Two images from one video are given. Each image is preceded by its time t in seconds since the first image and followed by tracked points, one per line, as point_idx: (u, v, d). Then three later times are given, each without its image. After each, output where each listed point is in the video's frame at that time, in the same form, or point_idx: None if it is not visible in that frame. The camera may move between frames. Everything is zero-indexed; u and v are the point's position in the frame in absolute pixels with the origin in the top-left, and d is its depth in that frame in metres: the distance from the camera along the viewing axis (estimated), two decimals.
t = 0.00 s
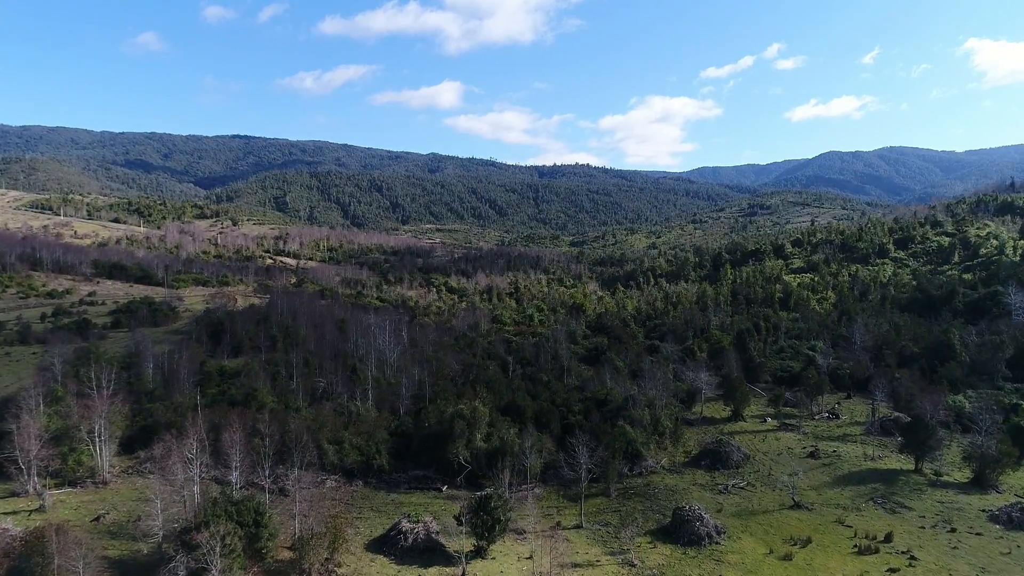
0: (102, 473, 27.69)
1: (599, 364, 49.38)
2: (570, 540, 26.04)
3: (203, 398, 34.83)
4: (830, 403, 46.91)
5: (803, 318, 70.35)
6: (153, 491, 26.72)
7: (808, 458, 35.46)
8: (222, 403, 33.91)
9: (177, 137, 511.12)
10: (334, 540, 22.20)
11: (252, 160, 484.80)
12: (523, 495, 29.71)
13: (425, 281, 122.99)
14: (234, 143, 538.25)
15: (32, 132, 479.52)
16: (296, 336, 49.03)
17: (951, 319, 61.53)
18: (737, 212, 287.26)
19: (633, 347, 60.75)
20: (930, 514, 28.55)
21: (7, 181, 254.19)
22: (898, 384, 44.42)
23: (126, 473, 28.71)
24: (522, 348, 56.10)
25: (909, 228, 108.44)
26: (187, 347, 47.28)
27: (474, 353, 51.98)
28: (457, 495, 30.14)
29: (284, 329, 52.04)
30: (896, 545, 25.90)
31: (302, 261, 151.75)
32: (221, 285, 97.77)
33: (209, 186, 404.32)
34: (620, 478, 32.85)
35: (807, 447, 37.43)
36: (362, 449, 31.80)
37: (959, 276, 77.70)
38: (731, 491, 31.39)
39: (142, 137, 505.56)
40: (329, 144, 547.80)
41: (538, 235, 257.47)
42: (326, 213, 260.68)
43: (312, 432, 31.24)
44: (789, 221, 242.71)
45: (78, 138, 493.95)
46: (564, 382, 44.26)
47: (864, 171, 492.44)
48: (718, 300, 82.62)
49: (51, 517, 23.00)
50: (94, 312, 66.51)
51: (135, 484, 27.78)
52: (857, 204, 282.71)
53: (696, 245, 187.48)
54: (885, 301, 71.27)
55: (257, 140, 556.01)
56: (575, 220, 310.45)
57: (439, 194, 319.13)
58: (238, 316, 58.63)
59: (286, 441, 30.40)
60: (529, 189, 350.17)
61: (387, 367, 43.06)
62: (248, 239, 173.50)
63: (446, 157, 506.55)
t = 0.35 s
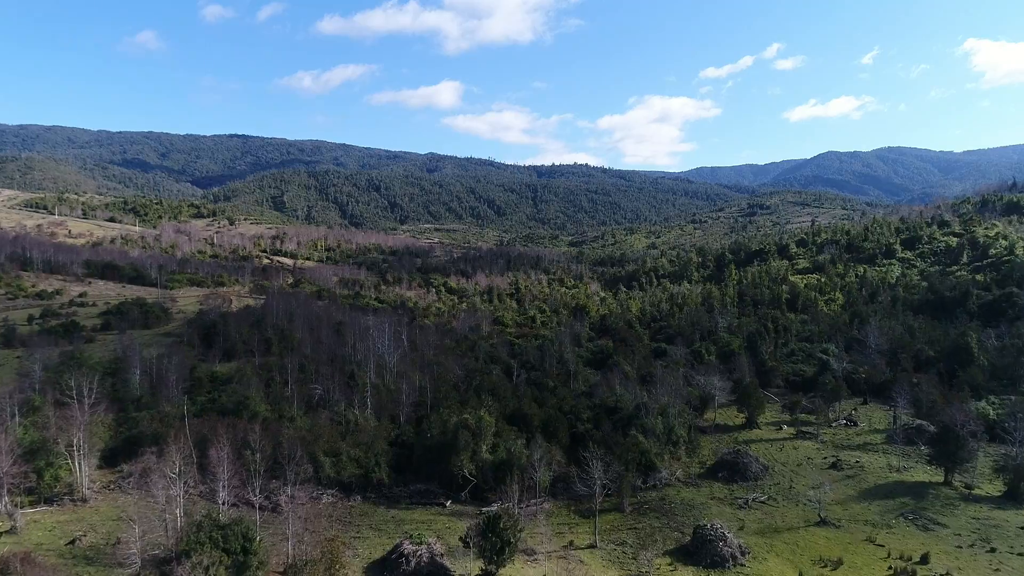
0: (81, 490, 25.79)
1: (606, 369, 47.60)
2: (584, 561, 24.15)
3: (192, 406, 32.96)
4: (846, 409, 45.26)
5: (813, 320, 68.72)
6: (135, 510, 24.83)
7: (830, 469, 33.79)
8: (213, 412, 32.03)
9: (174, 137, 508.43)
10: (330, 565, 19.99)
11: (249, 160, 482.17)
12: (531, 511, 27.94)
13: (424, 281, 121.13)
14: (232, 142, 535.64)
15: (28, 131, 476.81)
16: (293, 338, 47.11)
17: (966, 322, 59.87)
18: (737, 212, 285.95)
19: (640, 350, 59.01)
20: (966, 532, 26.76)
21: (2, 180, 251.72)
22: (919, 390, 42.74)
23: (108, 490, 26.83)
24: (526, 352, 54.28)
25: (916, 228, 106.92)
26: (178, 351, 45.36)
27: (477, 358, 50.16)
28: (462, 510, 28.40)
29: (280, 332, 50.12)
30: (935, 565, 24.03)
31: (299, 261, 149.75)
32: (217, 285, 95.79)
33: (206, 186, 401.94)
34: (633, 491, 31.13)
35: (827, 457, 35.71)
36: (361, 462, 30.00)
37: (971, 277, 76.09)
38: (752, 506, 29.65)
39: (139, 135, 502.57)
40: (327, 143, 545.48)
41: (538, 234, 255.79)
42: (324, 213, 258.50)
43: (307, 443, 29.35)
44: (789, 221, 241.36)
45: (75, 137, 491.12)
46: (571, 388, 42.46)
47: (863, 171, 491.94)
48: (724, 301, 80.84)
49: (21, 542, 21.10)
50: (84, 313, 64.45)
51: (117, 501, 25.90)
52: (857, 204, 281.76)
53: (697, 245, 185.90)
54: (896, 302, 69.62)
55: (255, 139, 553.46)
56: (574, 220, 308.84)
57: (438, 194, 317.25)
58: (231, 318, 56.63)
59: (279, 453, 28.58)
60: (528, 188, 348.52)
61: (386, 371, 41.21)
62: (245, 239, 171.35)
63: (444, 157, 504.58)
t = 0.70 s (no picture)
0: (57, 510, 23.84)
1: (615, 375, 45.75)
2: None
3: (180, 417, 31.01)
4: (866, 417, 43.51)
5: (823, 322, 67.07)
6: (115, 531, 22.89)
7: (856, 482, 32.00)
8: (202, 423, 30.09)
9: (171, 136, 505.56)
10: None
11: (247, 159, 479.66)
12: (542, 532, 26.03)
13: (424, 281, 119.22)
14: (230, 141, 532.82)
15: (25, 130, 474.26)
16: (288, 342, 45.19)
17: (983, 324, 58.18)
18: (737, 212, 284.50)
19: (647, 354, 57.23)
20: (1010, 552, 24.89)
21: None
22: (942, 397, 40.98)
23: (87, 509, 24.87)
24: (530, 356, 52.43)
25: (923, 228, 105.37)
26: (168, 356, 43.38)
27: (480, 363, 48.30)
28: (468, 529, 26.52)
29: (276, 336, 48.19)
30: None
31: (297, 261, 147.77)
32: (212, 286, 93.80)
33: (203, 185, 399.30)
34: (650, 508, 29.31)
35: (851, 469, 33.93)
36: (360, 477, 28.11)
37: (982, 278, 74.52)
38: (777, 523, 27.85)
39: (137, 135, 499.65)
40: (325, 143, 543.13)
41: (537, 234, 254.09)
42: (322, 213, 256.41)
43: (302, 457, 27.41)
44: (791, 221, 239.99)
45: (72, 136, 487.85)
46: (580, 395, 40.64)
47: (862, 171, 491.34)
48: (731, 302, 79.10)
49: None
50: (73, 315, 62.40)
51: (97, 522, 23.95)
52: (858, 204, 280.58)
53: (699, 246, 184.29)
54: (909, 304, 67.90)
55: (253, 138, 550.62)
56: (574, 220, 307.11)
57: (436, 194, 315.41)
58: (225, 320, 54.65)
59: (273, 468, 26.67)
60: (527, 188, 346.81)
61: (386, 377, 39.26)
62: (241, 238, 169.19)
63: (443, 157, 502.55)
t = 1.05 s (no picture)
0: (31, 534, 21.93)
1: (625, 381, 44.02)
2: None
3: (169, 428, 29.18)
4: (886, 425, 41.81)
5: (835, 325, 65.41)
6: (92, 558, 20.99)
7: (885, 497, 30.27)
8: (191, 435, 28.25)
9: (169, 135, 502.81)
10: None
11: (246, 159, 477.39)
12: (556, 554, 24.23)
13: (424, 282, 117.36)
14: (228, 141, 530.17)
15: (22, 129, 471.44)
16: (285, 347, 43.34)
17: (1001, 327, 56.54)
18: (738, 212, 283.04)
19: (656, 359, 55.47)
20: None
21: None
22: (968, 405, 39.28)
23: (64, 531, 22.97)
24: (536, 360, 50.57)
25: (931, 228, 103.76)
26: (159, 362, 41.50)
27: (484, 368, 46.48)
28: (475, 551, 24.69)
29: (272, 340, 46.33)
30: None
31: (294, 261, 145.84)
32: (208, 288, 91.89)
33: (201, 185, 396.81)
34: (669, 526, 27.54)
35: (878, 482, 32.20)
36: (359, 493, 26.28)
37: (995, 279, 72.94)
38: (805, 543, 26.08)
39: (135, 134, 496.73)
40: (323, 142, 540.59)
41: (537, 234, 252.35)
42: (320, 212, 254.48)
43: (298, 472, 25.54)
44: (792, 221, 238.52)
45: (69, 135, 484.79)
46: (589, 402, 38.85)
47: (861, 171, 490.59)
48: (739, 304, 77.41)
49: None
50: (62, 318, 60.46)
51: (73, 546, 22.05)
52: (859, 204, 279.44)
53: (701, 246, 182.83)
54: (923, 306, 66.25)
55: (250, 138, 547.93)
56: (573, 219, 305.47)
57: (436, 193, 313.62)
58: (219, 323, 52.75)
59: (266, 485, 24.84)
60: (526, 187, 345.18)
61: (387, 384, 37.47)
62: (238, 238, 167.07)
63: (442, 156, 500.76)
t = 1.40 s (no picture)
0: None
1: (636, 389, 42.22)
2: None
3: (155, 442, 27.33)
4: (910, 433, 40.07)
5: (847, 328, 63.72)
6: None
7: (918, 514, 28.52)
8: (179, 450, 26.36)
9: (167, 135, 500.15)
10: None
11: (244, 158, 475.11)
12: None
13: (423, 282, 115.49)
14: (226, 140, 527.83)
15: (19, 128, 468.67)
16: (281, 353, 41.48)
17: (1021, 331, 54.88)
18: (739, 212, 281.63)
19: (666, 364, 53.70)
20: None
21: None
22: (996, 413, 37.56)
23: (37, 559, 21.04)
24: (543, 366, 48.76)
25: (939, 228, 102.18)
26: (148, 368, 39.62)
27: (489, 374, 44.69)
28: None
29: (267, 346, 44.47)
30: None
31: (292, 261, 143.88)
32: (203, 288, 89.95)
33: (199, 184, 394.50)
34: (692, 547, 25.72)
35: (909, 497, 30.43)
36: (360, 514, 24.43)
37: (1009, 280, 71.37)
38: (840, 566, 24.30)
39: (132, 133, 494.13)
40: (322, 142, 538.22)
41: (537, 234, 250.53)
42: (319, 212, 252.45)
43: (294, 490, 23.68)
44: (793, 221, 237.11)
45: (66, 133, 482.00)
46: (601, 410, 37.03)
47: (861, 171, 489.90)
48: (747, 306, 75.64)
49: None
50: (52, 320, 58.52)
51: None
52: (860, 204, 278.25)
53: (703, 247, 181.24)
54: (937, 309, 64.59)
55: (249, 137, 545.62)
56: (573, 219, 303.83)
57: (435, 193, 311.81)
58: (213, 326, 50.83)
59: (259, 506, 22.97)
60: (526, 187, 343.48)
61: (388, 392, 35.62)
62: (236, 238, 165.05)
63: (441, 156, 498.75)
